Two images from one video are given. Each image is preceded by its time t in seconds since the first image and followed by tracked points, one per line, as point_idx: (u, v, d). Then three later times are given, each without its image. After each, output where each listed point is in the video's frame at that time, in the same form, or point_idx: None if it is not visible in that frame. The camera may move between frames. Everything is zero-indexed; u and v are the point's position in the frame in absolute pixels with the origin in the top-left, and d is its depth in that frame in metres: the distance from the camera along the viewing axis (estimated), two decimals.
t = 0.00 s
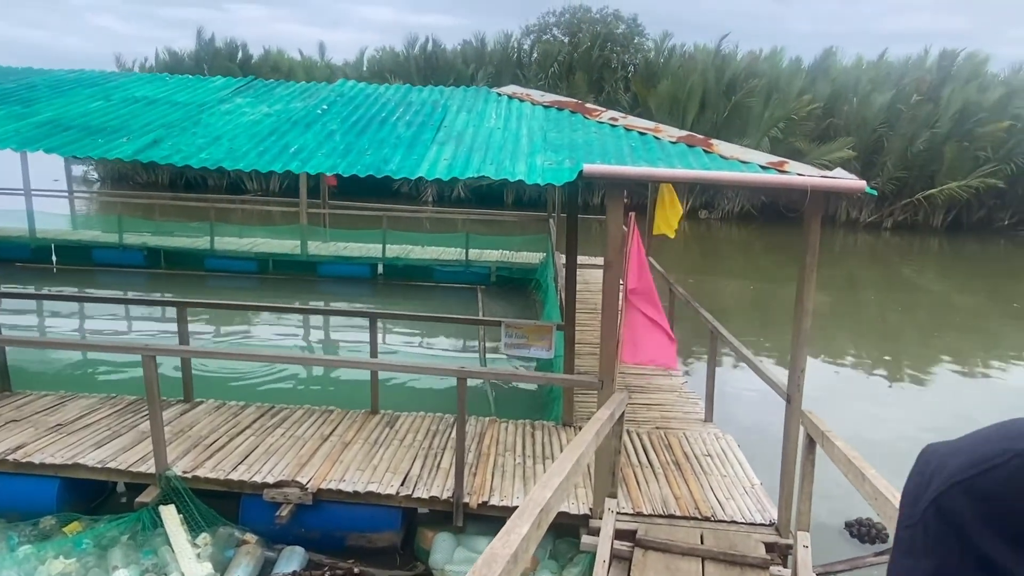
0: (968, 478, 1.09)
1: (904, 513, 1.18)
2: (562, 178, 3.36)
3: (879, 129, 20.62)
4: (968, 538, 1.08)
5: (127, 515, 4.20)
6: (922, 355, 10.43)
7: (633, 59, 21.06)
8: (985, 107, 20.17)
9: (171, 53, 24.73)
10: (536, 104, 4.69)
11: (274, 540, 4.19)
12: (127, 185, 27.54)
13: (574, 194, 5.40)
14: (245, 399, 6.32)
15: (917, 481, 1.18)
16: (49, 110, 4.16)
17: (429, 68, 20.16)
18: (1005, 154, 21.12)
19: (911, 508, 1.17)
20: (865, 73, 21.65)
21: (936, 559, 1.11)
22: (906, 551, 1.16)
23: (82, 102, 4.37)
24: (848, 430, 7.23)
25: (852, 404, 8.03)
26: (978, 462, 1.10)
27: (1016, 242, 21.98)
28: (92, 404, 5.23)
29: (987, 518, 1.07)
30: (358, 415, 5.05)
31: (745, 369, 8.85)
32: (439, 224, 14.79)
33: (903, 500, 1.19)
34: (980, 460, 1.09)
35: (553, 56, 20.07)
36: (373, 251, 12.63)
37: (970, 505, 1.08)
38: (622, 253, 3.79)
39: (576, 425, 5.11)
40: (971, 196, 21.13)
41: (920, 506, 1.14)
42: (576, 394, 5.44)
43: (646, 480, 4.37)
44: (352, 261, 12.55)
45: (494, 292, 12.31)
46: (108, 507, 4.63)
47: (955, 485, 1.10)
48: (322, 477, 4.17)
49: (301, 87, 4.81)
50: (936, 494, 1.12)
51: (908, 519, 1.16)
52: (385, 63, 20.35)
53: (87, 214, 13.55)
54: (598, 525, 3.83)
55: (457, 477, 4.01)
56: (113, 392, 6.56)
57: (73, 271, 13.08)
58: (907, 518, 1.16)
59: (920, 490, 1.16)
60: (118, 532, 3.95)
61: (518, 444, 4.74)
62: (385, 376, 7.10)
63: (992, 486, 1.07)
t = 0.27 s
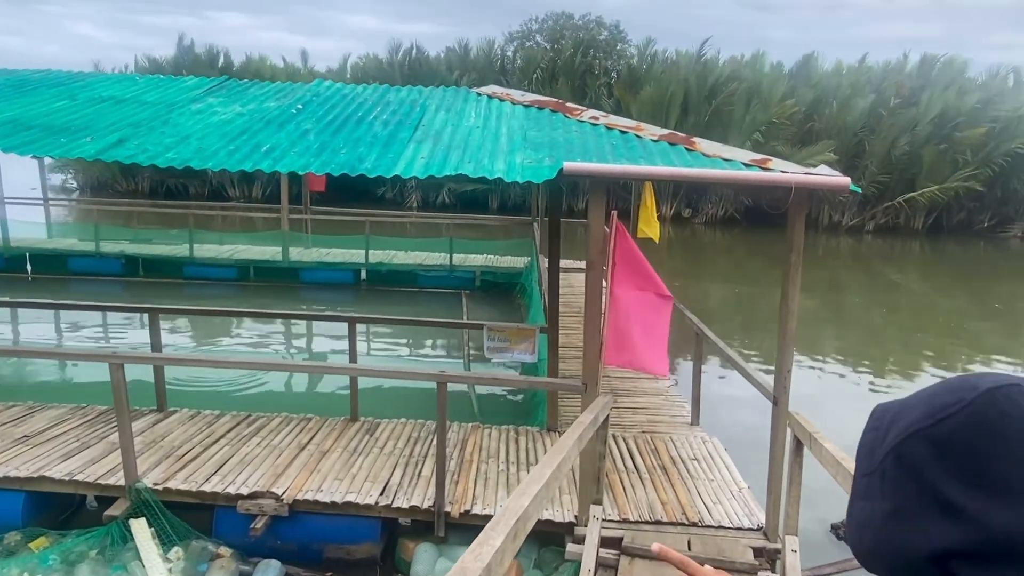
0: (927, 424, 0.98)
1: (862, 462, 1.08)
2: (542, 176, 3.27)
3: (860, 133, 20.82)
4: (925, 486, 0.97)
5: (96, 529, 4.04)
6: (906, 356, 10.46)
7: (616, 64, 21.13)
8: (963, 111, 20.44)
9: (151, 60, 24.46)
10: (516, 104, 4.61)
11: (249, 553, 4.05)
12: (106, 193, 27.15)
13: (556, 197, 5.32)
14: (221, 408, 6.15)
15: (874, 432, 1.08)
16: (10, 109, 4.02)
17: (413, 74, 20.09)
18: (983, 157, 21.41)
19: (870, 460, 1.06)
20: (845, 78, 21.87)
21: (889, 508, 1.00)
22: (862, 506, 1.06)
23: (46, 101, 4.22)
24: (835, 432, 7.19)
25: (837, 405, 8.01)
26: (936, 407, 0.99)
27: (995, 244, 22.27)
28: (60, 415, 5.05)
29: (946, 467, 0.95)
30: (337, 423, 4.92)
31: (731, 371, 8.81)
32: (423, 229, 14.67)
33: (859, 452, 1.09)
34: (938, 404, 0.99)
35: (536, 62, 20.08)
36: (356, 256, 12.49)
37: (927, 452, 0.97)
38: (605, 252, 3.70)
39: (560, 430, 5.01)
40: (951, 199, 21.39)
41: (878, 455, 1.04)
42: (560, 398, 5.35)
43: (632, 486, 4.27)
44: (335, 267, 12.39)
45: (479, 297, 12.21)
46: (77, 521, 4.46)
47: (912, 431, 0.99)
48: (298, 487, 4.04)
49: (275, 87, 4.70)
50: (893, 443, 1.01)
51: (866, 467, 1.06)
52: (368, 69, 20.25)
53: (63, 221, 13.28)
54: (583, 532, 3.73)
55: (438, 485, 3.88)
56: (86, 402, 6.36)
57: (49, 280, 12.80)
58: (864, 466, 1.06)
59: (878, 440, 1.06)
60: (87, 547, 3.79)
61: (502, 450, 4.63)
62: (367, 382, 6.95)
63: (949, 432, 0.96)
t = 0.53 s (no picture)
0: (933, 410, 1.01)
1: (862, 437, 1.12)
2: (522, 173, 3.16)
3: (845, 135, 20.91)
4: (923, 466, 1.00)
5: (57, 546, 3.83)
6: (892, 357, 10.47)
7: (601, 68, 21.13)
8: (945, 114, 20.61)
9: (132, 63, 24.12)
10: (497, 101, 4.49)
11: (221, 567, 3.89)
12: (87, 198, 26.74)
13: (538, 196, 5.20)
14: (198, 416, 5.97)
15: (876, 410, 1.12)
16: None
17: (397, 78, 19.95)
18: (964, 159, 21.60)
19: (870, 437, 1.10)
20: (827, 81, 22.01)
21: (884, 482, 1.04)
22: (856, 477, 1.10)
23: (6, 98, 4.06)
24: (822, 434, 7.14)
25: (824, 407, 7.97)
26: (946, 396, 1.02)
27: (977, 245, 22.50)
28: (25, 424, 4.86)
29: (948, 453, 0.99)
30: (314, 430, 4.78)
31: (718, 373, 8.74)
32: (408, 233, 14.54)
33: (859, 427, 1.13)
34: (948, 393, 1.01)
35: (521, 65, 20.01)
36: (339, 260, 12.31)
37: (929, 436, 1.01)
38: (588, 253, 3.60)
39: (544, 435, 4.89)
40: (933, 201, 21.57)
41: (879, 432, 1.08)
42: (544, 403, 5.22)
43: (617, 492, 4.16)
44: (317, 271, 12.21)
45: (464, 300, 12.08)
46: (41, 535, 4.28)
47: (916, 414, 1.02)
48: (272, 498, 3.89)
49: (249, 84, 4.55)
50: (897, 424, 1.05)
51: (866, 442, 1.10)
52: (352, 72, 20.09)
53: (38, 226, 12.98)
54: (567, 541, 3.61)
55: (418, 494, 3.74)
56: (56, 410, 6.15)
57: (23, 286, 12.49)
58: (865, 440, 1.10)
59: (879, 420, 1.10)
60: (49, 563, 3.53)
61: (484, 457, 4.51)
62: (348, 388, 6.79)
63: (954, 420, 0.99)
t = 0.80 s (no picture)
0: (955, 375, 1.08)
1: (882, 400, 1.19)
2: (508, 165, 3.01)
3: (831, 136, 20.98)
4: (945, 426, 1.07)
5: (16, 561, 3.60)
6: (880, 357, 10.43)
7: (589, 69, 21.05)
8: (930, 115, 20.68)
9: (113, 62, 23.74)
10: (484, 93, 4.34)
11: None
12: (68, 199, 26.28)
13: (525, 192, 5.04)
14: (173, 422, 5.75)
15: (897, 375, 1.18)
16: None
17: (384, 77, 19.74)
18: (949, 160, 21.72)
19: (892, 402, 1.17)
20: (814, 83, 22.08)
21: (909, 443, 1.11)
22: (879, 438, 1.17)
23: None
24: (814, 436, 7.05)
25: (815, 408, 7.88)
26: (966, 362, 1.09)
27: (961, 246, 22.62)
28: None
29: (972, 414, 1.05)
30: (294, 435, 4.60)
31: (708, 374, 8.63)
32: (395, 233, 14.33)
33: (880, 392, 1.20)
34: (969, 361, 1.08)
35: (508, 65, 19.87)
36: (322, 261, 12.09)
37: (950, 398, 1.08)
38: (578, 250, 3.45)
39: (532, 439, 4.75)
40: (918, 202, 21.67)
41: (902, 395, 1.15)
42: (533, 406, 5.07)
43: (608, 498, 4.02)
44: (301, 272, 11.99)
45: (451, 301, 11.91)
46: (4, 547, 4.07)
47: (937, 380, 1.10)
48: (246, 507, 3.71)
49: (225, 75, 4.38)
50: (921, 389, 1.11)
51: (888, 405, 1.17)
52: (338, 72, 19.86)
53: (14, 226, 12.65)
54: (557, 551, 3.47)
55: (400, 503, 3.58)
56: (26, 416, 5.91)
57: None
58: (887, 403, 1.17)
59: (900, 384, 1.16)
60: None
61: (470, 462, 4.35)
62: (330, 391, 6.60)
63: (974, 385, 1.06)
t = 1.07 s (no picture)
0: (932, 384, 1.08)
1: (861, 397, 1.19)
2: (495, 145, 2.82)
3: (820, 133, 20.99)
4: (913, 434, 1.07)
5: None
6: (870, 353, 10.36)
7: (578, 66, 20.90)
8: (919, 113, 20.70)
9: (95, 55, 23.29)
10: (471, 75, 4.15)
11: None
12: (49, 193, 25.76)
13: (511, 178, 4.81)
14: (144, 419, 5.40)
15: (879, 374, 1.18)
16: None
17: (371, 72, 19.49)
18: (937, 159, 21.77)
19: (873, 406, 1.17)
20: (803, 81, 22.05)
21: (881, 439, 1.11)
22: (855, 434, 1.17)
23: None
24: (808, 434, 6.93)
25: (808, 406, 7.75)
26: (949, 372, 1.08)
27: (948, 244, 22.71)
28: None
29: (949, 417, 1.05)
30: (271, 434, 4.39)
31: (698, 370, 8.50)
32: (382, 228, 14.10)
33: (861, 389, 1.20)
34: (951, 371, 1.08)
35: (498, 60, 19.68)
36: (307, 255, 11.84)
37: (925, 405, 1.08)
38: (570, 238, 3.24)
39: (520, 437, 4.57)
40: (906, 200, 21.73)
41: (880, 393, 1.15)
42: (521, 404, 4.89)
43: (600, 499, 3.85)
44: (286, 267, 11.76)
45: (439, 297, 11.72)
46: None
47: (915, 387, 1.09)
48: (218, 510, 3.50)
49: (198, 54, 4.15)
50: (898, 389, 1.12)
51: (866, 402, 1.17)
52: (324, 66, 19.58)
53: None
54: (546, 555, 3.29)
55: (381, 504, 3.39)
56: None
57: None
58: (866, 400, 1.17)
59: (879, 383, 1.17)
60: None
61: (456, 461, 4.16)
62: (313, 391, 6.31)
63: (953, 396, 1.06)
